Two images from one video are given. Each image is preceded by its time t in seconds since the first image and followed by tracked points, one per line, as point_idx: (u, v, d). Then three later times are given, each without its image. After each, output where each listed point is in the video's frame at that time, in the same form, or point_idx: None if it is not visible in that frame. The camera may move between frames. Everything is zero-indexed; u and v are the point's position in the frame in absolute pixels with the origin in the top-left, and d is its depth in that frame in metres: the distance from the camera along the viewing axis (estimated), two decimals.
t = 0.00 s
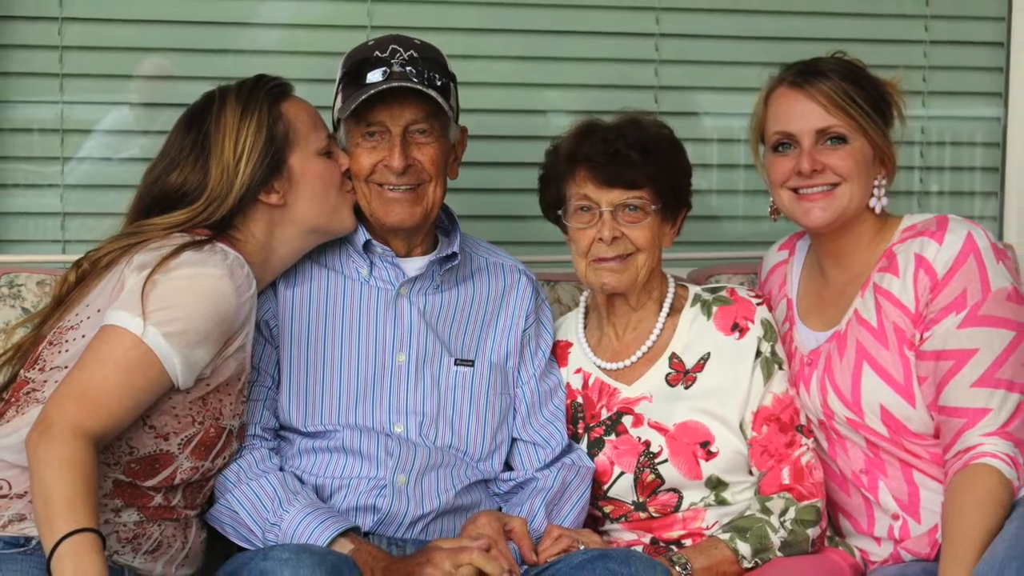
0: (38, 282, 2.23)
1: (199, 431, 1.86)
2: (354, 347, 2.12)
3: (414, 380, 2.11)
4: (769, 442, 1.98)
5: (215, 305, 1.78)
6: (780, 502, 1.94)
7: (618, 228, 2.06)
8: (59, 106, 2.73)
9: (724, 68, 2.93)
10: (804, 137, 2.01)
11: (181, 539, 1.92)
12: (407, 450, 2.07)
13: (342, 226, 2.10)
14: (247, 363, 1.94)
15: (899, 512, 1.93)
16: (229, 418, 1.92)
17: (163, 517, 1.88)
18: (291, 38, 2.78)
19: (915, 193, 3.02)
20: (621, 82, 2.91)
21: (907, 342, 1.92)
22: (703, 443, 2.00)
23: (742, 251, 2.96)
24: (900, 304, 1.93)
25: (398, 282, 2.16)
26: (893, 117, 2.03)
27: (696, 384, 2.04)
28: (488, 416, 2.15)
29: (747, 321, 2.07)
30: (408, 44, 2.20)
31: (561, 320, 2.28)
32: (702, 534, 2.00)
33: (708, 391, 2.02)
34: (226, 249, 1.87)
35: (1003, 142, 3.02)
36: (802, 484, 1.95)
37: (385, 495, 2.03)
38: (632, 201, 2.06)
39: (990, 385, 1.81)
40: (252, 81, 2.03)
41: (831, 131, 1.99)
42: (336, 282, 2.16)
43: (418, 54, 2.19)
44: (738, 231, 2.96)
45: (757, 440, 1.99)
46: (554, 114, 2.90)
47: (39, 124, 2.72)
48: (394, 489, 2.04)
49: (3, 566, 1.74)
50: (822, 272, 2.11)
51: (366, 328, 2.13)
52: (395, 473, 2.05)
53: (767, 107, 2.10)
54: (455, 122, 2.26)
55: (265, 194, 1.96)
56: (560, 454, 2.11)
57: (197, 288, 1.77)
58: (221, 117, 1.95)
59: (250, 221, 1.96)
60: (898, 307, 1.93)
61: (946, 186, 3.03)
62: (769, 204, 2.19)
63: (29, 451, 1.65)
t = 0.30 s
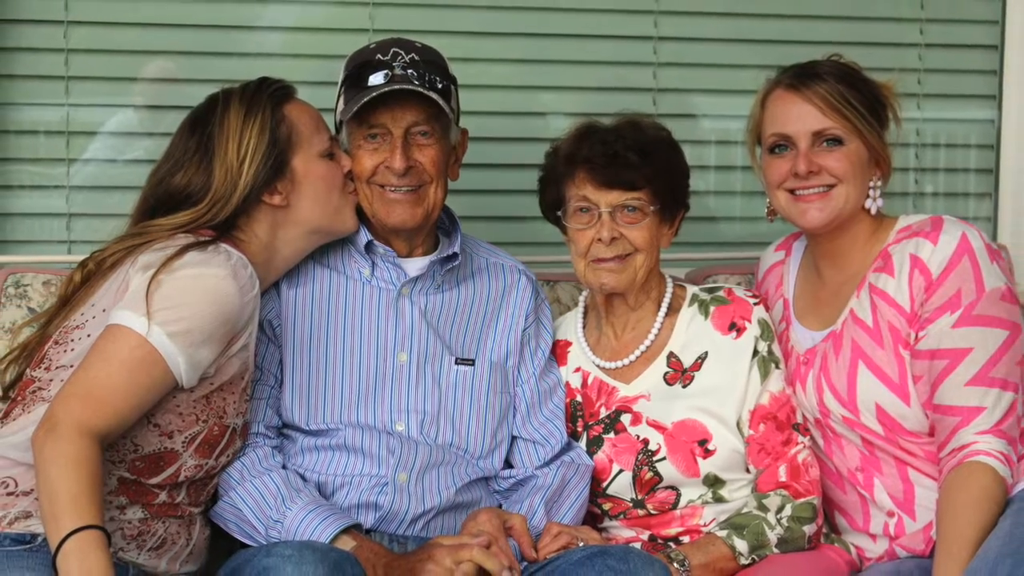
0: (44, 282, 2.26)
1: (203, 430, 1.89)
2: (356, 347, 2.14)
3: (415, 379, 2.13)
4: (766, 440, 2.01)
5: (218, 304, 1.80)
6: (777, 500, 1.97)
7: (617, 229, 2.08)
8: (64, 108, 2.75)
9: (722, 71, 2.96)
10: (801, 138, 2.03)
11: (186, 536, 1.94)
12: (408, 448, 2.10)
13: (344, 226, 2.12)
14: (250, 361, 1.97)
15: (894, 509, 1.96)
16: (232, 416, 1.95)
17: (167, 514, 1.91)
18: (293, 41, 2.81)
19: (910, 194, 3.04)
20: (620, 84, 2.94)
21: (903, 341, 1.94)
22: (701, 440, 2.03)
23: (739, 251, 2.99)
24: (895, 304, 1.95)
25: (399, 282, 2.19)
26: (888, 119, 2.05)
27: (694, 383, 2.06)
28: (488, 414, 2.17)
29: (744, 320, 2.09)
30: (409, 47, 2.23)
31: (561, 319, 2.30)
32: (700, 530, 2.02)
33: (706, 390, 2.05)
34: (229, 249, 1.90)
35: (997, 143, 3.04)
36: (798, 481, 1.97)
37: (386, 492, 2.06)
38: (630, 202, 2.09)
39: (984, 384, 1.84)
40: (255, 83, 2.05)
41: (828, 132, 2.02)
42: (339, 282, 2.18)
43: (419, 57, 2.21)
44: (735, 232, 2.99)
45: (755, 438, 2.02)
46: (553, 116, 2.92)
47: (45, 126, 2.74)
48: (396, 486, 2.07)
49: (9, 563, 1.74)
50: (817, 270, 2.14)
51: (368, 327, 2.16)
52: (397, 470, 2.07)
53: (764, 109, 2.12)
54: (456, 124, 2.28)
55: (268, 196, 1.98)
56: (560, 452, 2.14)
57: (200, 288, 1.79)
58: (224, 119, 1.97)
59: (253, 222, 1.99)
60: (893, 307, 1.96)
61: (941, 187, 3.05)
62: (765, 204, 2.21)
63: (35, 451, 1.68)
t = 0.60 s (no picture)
0: (49, 282, 2.28)
1: (207, 428, 1.91)
2: (358, 346, 2.17)
3: (416, 378, 2.16)
4: (763, 438, 2.04)
5: (222, 304, 1.83)
6: (774, 497, 1.99)
7: (615, 230, 2.11)
8: (70, 110, 2.78)
9: (720, 73, 2.98)
10: (797, 140, 2.06)
11: (190, 533, 1.96)
12: (410, 446, 2.12)
13: (346, 228, 2.15)
14: (252, 360, 1.99)
15: (890, 506, 1.98)
16: (235, 414, 1.97)
17: (171, 512, 1.93)
18: (296, 44, 2.83)
19: (905, 196, 3.08)
20: (619, 87, 2.96)
21: (898, 340, 1.97)
22: (698, 439, 2.05)
23: (736, 251, 3.01)
24: (891, 303, 1.98)
25: (400, 282, 2.21)
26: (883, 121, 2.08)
27: (692, 382, 2.08)
28: (489, 413, 2.20)
29: (741, 320, 2.11)
30: (411, 51, 2.26)
31: (560, 319, 2.33)
32: (698, 527, 2.05)
33: (703, 389, 2.07)
34: (232, 250, 1.92)
35: (991, 145, 3.07)
36: (795, 479, 2.00)
37: (388, 489, 2.08)
38: (629, 203, 2.11)
39: (978, 383, 1.86)
40: (258, 86, 2.07)
41: (824, 134, 2.04)
42: (341, 282, 2.21)
43: (420, 60, 2.24)
44: (732, 232, 3.02)
45: (752, 436, 2.05)
46: (553, 118, 2.94)
47: (51, 128, 2.78)
48: (397, 484, 2.09)
49: (17, 558, 1.77)
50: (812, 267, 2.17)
51: (370, 327, 2.18)
52: (398, 468, 2.10)
53: (761, 111, 2.15)
54: (456, 126, 2.31)
55: (270, 197, 2.01)
56: (559, 450, 2.16)
57: (203, 288, 1.81)
58: (228, 122, 2.00)
59: (256, 223, 2.01)
60: (889, 307, 1.98)
61: (936, 189, 3.08)
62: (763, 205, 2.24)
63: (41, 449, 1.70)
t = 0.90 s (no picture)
0: (54, 282, 2.30)
1: (210, 426, 1.94)
2: (360, 345, 2.19)
3: (417, 377, 2.18)
4: (760, 437, 2.06)
5: (225, 304, 1.85)
6: (771, 495, 2.01)
7: (614, 230, 2.13)
8: (75, 112, 2.81)
9: (718, 76, 3.00)
10: (794, 142, 2.08)
11: (193, 530, 1.98)
12: (411, 444, 2.15)
13: (348, 228, 2.17)
14: (255, 360, 2.02)
15: (886, 504, 2.01)
16: (238, 413, 2.00)
17: (175, 509, 1.95)
18: (297, 46, 2.86)
19: (901, 197, 3.09)
20: (619, 90, 2.98)
21: (894, 340, 1.99)
22: (696, 437, 2.07)
23: (734, 252, 3.04)
24: (886, 303, 2.00)
25: (401, 283, 2.24)
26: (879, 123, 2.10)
27: (689, 381, 2.10)
28: (489, 411, 2.22)
29: (739, 320, 2.14)
30: (412, 53, 2.28)
31: (559, 319, 2.35)
32: (696, 525, 2.06)
33: (700, 388, 2.09)
34: (235, 250, 1.95)
35: (985, 147, 3.09)
36: (792, 477, 2.02)
37: (389, 487, 2.10)
38: (627, 204, 2.13)
39: (973, 382, 1.88)
40: (262, 88, 2.10)
41: (821, 136, 2.07)
42: (342, 282, 2.23)
43: (421, 62, 2.26)
44: (731, 233, 3.04)
45: (749, 434, 2.06)
46: (553, 120, 2.96)
47: (56, 129, 2.80)
48: (398, 482, 2.11)
49: (22, 556, 1.79)
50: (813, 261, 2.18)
51: (372, 327, 2.20)
52: (399, 467, 2.12)
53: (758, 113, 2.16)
54: (457, 127, 2.32)
55: (273, 198, 2.03)
56: (558, 448, 2.18)
57: (206, 288, 1.84)
58: (231, 123, 2.02)
59: (259, 223, 2.03)
60: (884, 306, 2.00)
61: (931, 190, 3.10)
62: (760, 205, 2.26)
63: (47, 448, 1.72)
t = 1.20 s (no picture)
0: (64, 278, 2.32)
1: (212, 425, 1.99)
2: (361, 345, 2.21)
3: (417, 378, 2.20)
4: (759, 436, 2.16)
5: (224, 303, 1.89)
6: (770, 493, 2.11)
7: (614, 232, 2.17)
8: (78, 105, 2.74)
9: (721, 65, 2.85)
10: (792, 144, 1.96)
11: (196, 529, 2.01)
12: (410, 442, 2.19)
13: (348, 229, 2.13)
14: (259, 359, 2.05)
15: (882, 502, 2.04)
16: (241, 412, 2.04)
17: (178, 507, 1.97)
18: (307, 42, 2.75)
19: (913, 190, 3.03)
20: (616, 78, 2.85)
21: (890, 339, 2.04)
22: (694, 436, 2.19)
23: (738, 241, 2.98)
24: (885, 303, 2.03)
25: (403, 284, 2.26)
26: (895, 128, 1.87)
27: (687, 380, 2.22)
28: (488, 411, 2.23)
29: (737, 320, 2.24)
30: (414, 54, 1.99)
31: (559, 316, 2.33)
32: (694, 523, 2.18)
33: (697, 388, 2.21)
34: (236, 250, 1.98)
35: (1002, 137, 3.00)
36: (789, 476, 2.11)
37: (390, 485, 2.16)
38: (627, 205, 2.14)
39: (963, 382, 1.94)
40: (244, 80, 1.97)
41: (818, 136, 1.95)
42: (341, 283, 2.24)
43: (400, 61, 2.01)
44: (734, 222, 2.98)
45: (748, 433, 2.17)
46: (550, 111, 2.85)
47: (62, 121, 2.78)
48: (399, 480, 2.17)
49: (24, 553, 1.87)
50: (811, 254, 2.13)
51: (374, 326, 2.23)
52: (399, 466, 2.17)
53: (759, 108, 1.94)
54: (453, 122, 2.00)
55: (272, 198, 2.02)
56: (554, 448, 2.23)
57: (208, 289, 1.87)
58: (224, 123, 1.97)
59: (261, 224, 2.05)
60: (881, 305, 2.04)
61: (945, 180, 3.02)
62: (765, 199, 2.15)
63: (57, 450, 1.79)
